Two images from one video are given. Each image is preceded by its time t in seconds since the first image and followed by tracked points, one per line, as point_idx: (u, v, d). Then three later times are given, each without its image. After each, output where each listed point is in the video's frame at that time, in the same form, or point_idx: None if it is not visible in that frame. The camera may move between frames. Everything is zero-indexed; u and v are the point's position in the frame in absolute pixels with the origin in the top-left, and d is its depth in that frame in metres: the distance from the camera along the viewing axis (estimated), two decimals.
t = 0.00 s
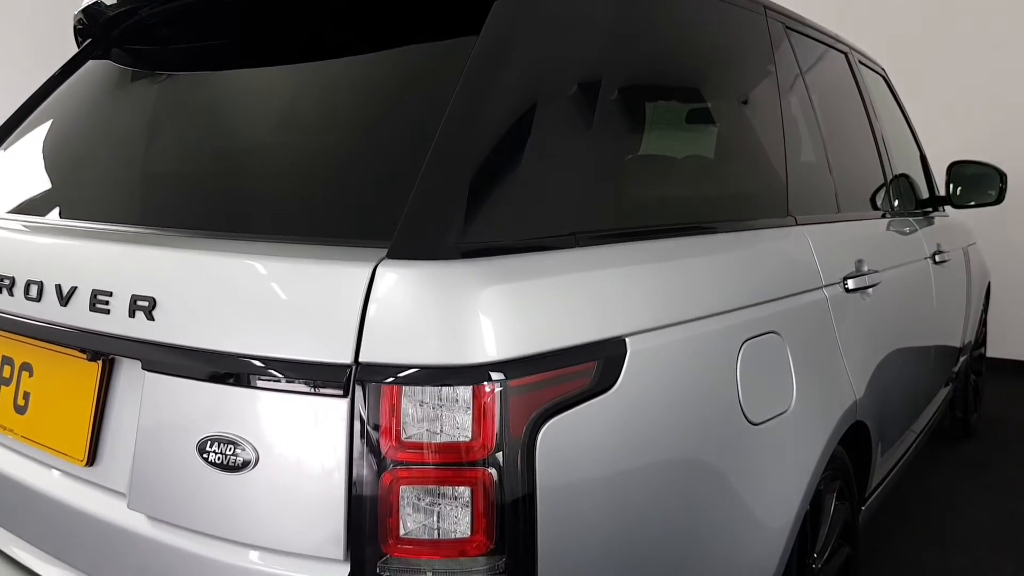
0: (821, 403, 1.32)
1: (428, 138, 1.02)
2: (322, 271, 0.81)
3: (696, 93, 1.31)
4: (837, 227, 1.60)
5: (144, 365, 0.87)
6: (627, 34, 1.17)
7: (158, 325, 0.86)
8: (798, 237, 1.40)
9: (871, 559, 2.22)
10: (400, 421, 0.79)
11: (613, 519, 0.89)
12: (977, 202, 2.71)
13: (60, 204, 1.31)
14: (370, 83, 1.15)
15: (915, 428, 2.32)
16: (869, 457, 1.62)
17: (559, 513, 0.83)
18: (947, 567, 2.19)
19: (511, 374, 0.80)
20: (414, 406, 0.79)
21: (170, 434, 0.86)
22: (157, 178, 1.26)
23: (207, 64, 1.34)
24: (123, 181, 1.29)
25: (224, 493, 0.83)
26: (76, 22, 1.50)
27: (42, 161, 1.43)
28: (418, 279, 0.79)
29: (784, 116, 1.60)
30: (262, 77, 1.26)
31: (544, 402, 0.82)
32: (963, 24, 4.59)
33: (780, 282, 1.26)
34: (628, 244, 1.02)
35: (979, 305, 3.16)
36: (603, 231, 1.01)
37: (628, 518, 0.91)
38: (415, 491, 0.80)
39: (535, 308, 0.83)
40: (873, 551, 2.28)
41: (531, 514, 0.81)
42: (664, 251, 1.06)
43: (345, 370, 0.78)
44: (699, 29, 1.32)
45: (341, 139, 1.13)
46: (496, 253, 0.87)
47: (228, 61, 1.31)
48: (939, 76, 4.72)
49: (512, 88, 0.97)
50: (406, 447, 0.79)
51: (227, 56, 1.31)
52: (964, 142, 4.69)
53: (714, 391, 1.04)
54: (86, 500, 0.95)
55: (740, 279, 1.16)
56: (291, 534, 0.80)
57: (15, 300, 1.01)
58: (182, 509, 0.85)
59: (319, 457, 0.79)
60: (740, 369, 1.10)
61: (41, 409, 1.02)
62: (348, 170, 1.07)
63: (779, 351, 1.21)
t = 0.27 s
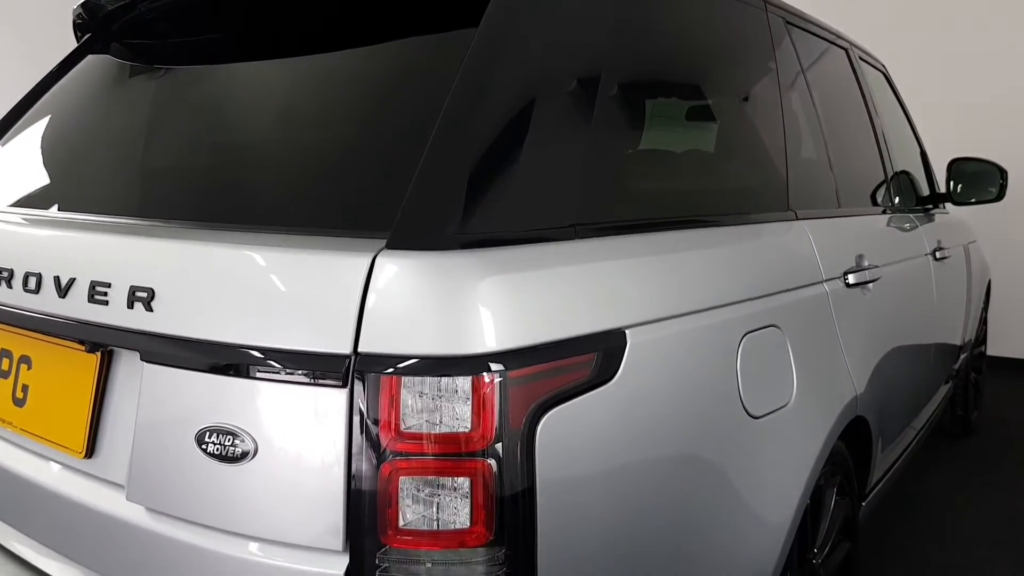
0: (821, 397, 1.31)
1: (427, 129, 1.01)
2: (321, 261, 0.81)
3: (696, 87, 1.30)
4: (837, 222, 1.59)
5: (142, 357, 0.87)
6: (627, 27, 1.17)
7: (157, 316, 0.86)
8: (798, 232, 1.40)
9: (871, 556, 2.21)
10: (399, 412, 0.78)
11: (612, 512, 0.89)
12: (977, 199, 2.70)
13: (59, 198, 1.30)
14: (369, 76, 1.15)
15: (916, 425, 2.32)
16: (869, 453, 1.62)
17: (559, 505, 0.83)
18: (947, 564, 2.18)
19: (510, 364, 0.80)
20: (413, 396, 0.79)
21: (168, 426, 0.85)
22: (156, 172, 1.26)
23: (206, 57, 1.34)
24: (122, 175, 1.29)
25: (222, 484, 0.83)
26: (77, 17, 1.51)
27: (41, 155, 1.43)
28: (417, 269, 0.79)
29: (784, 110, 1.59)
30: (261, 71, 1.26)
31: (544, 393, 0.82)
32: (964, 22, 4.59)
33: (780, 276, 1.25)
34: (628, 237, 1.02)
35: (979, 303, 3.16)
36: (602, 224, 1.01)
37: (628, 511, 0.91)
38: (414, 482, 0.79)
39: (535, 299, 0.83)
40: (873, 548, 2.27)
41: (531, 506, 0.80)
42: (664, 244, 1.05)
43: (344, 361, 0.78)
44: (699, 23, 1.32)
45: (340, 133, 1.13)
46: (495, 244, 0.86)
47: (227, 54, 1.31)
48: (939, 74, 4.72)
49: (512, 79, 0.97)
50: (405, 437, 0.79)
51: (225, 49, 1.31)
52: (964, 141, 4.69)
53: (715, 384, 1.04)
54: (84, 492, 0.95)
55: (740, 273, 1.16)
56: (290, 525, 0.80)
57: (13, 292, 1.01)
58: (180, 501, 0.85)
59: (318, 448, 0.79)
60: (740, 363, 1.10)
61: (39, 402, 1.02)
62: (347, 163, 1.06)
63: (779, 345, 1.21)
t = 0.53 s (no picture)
0: (823, 390, 1.31)
1: (428, 120, 1.01)
2: (322, 250, 0.81)
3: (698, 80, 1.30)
4: (838, 216, 1.59)
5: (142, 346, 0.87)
6: (628, 19, 1.17)
7: (157, 306, 0.86)
8: (800, 225, 1.39)
9: (871, 552, 2.21)
10: (400, 401, 0.78)
11: (613, 503, 0.88)
12: (979, 196, 2.69)
13: (59, 191, 1.30)
14: (369, 67, 1.15)
15: (917, 422, 2.31)
16: (870, 448, 1.62)
17: (560, 495, 0.82)
18: (948, 560, 2.18)
19: (511, 353, 0.80)
20: (414, 385, 0.78)
21: (168, 416, 0.85)
22: (157, 165, 1.26)
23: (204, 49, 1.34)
24: (123, 167, 1.29)
25: (223, 474, 0.82)
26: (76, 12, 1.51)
27: (42, 149, 1.43)
28: (418, 258, 0.78)
29: (785, 105, 1.59)
30: (260, 63, 1.25)
31: (545, 383, 0.82)
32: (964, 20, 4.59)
33: (781, 269, 1.25)
34: (629, 228, 1.01)
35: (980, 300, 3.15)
36: (603, 215, 1.00)
37: (629, 502, 0.90)
38: (415, 471, 0.79)
39: (536, 288, 0.83)
40: (874, 545, 2.27)
41: (532, 495, 0.80)
42: (665, 235, 1.05)
43: (344, 350, 0.78)
44: (700, 16, 1.32)
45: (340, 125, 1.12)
46: (496, 234, 0.86)
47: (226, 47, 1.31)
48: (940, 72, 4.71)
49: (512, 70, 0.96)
50: (407, 426, 0.79)
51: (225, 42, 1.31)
52: (965, 139, 4.68)
53: (716, 376, 1.03)
54: (85, 483, 0.95)
55: (741, 265, 1.15)
56: (291, 515, 0.80)
57: (13, 283, 1.01)
58: (181, 491, 0.85)
59: (318, 440, 0.78)
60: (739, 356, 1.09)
61: (39, 394, 1.02)
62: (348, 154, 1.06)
63: (780, 337, 1.20)
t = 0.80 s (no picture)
0: (823, 384, 1.31)
1: (427, 111, 1.01)
2: (321, 240, 0.80)
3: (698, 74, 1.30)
4: (838, 211, 1.59)
5: (140, 337, 0.87)
6: (628, 12, 1.17)
7: (155, 296, 0.86)
8: (800, 219, 1.39)
9: (872, 549, 2.21)
10: (399, 391, 0.78)
11: (613, 495, 0.88)
12: (978, 192, 2.69)
13: (58, 185, 1.30)
14: (369, 60, 1.14)
15: (917, 418, 2.31)
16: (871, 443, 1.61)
17: (559, 486, 0.82)
18: (948, 557, 2.18)
19: (511, 344, 0.79)
20: (413, 376, 0.78)
21: (167, 407, 0.85)
22: (156, 158, 1.25)
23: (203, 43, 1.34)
24: (121, 161, 1.29)
25: (221, 465, 0.82)
26: (75, 6, 1.50)
27: (41, 143, 1.42)
28: (417, 247, 0.78)
29: (786, 99, 1.58)
30: (259, 56, 1.25)
31: (545, 373, 0.81)
32: (965, 18, 4.59)
33: (782, 262, 1.25)
34: (629, 220, 1.01)
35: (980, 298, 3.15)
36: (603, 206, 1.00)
37: (629, 494, 0.90)
38: (414, 462, 0.79)
39: (536, 278, 0.82)
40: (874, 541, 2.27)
41: (531, 486, 0.80)
42: (665, 227, 1.05)
43: (343, 340, 0.78)
44: (701, 9, 1.32)
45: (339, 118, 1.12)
46: (495, 224, 0.86)
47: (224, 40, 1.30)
48: (940, 70, 4.71)
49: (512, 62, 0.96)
50: (406, 417, 0.78)
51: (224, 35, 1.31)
52: (966, 137, 4.68)
53: (716, 368, 1.03)
54: (83, 475, 0.94)
55: (741, 258, 1.15)
56: (289, 505, 0.79)
57: (11, 275, 1.00)
58: (179, 482, 0.85)
59: (316, 433, 0.78)
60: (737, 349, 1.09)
61: (37, 386, 1.02)
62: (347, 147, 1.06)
63: (781, 330, 1.20)
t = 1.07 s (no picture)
0: (823, 378, 1.30)
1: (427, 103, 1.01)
2: (321, 230, 0.80)
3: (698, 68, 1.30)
4: (839, 205, 1.59)
5: (139, 328, 0.86)
6: (628, 4, 1.17)
7: (154, 286, 0.86)
8: (801, 213, 1.39)
9: (872, 545, 2.20)
10: (399, 381, 0.78)
11: (613, 486, 0.88)
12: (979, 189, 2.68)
13: (58, 179, 1.30)
14: (369, 53, 1.14)
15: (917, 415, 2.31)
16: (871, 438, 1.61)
17: (559, 476, 0.82)
18: (949, 553, 2.17)
19: (511, 334, 0.79)
20: (413, 365, 0.78)
21: (166, 397, 0.85)
22: (155, 152, 1.25)
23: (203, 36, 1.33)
24: (121, 154, 1.29)
25: (220, 455, 0.82)
26: None
27: (40, 136, 1.42)
28: (416, 237, 0.78)
29: (786, 94, 1.58)
30: (259, 49, 1.25)
31: (545, 363, 0.81)
32: (965, 16, 4.59)
33: (782, 255, 1.24)
34: (629, 211, 1.01)
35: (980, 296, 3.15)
36: (603, 198, 1.00)
37: (629, 485, 0.90)
38: (414, 451, 0.79)
39: (536, 268, 0.82)
40: (874, 537, 2.26)
41: (532, 476, 0.80)
42: (665, 219, 1.04)
43: (342, 329, 0.77)
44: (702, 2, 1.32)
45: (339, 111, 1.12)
46: (495, 214, 0.85)
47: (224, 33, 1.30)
48: (940, 69, 4.71)
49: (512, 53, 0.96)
50: (405, 406, 0.78)
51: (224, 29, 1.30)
52: (966, 135, 4.68)
53: (716, 362, 1.03)
54: (82, 466, 0.94)
55: (742, 251, 1.15)
56: (289, 496, 0.79)
57: (11, 267, 1.00)
58: (178, 473, 0.85)
59: (316, 429, 0.78)
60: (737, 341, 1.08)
61: (36, 378, 1.01)
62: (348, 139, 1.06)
63: (781, 324, 1.20)
